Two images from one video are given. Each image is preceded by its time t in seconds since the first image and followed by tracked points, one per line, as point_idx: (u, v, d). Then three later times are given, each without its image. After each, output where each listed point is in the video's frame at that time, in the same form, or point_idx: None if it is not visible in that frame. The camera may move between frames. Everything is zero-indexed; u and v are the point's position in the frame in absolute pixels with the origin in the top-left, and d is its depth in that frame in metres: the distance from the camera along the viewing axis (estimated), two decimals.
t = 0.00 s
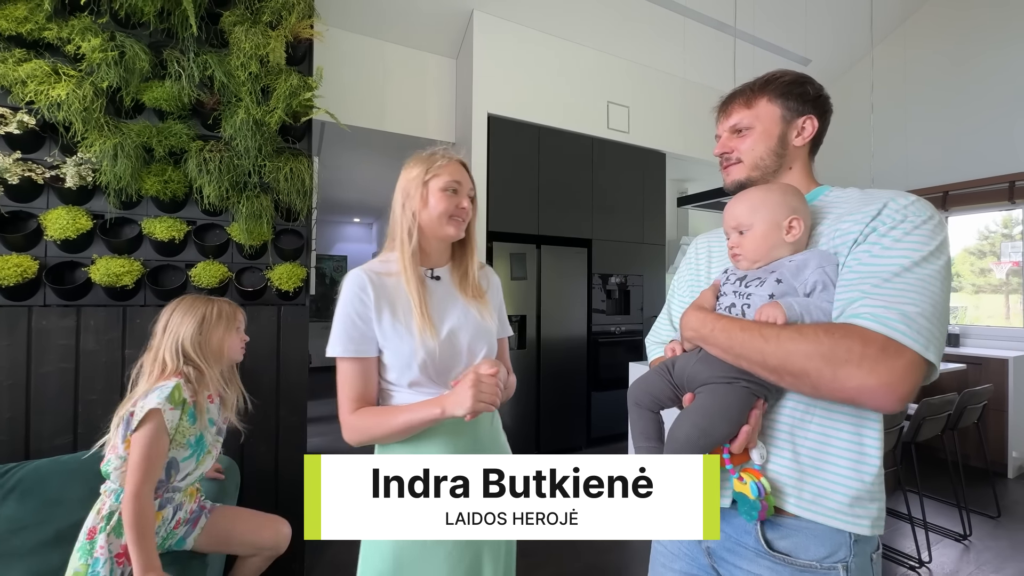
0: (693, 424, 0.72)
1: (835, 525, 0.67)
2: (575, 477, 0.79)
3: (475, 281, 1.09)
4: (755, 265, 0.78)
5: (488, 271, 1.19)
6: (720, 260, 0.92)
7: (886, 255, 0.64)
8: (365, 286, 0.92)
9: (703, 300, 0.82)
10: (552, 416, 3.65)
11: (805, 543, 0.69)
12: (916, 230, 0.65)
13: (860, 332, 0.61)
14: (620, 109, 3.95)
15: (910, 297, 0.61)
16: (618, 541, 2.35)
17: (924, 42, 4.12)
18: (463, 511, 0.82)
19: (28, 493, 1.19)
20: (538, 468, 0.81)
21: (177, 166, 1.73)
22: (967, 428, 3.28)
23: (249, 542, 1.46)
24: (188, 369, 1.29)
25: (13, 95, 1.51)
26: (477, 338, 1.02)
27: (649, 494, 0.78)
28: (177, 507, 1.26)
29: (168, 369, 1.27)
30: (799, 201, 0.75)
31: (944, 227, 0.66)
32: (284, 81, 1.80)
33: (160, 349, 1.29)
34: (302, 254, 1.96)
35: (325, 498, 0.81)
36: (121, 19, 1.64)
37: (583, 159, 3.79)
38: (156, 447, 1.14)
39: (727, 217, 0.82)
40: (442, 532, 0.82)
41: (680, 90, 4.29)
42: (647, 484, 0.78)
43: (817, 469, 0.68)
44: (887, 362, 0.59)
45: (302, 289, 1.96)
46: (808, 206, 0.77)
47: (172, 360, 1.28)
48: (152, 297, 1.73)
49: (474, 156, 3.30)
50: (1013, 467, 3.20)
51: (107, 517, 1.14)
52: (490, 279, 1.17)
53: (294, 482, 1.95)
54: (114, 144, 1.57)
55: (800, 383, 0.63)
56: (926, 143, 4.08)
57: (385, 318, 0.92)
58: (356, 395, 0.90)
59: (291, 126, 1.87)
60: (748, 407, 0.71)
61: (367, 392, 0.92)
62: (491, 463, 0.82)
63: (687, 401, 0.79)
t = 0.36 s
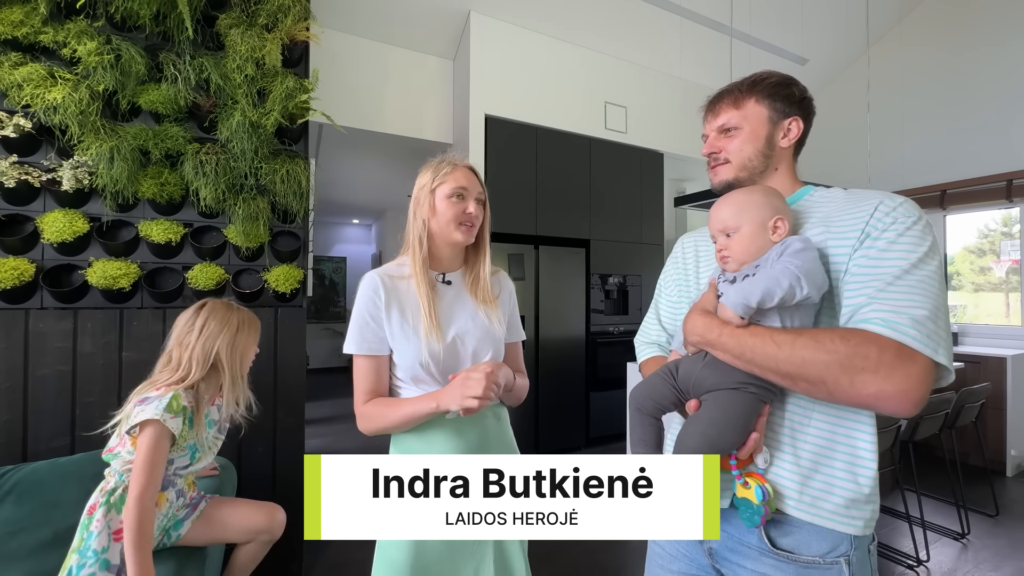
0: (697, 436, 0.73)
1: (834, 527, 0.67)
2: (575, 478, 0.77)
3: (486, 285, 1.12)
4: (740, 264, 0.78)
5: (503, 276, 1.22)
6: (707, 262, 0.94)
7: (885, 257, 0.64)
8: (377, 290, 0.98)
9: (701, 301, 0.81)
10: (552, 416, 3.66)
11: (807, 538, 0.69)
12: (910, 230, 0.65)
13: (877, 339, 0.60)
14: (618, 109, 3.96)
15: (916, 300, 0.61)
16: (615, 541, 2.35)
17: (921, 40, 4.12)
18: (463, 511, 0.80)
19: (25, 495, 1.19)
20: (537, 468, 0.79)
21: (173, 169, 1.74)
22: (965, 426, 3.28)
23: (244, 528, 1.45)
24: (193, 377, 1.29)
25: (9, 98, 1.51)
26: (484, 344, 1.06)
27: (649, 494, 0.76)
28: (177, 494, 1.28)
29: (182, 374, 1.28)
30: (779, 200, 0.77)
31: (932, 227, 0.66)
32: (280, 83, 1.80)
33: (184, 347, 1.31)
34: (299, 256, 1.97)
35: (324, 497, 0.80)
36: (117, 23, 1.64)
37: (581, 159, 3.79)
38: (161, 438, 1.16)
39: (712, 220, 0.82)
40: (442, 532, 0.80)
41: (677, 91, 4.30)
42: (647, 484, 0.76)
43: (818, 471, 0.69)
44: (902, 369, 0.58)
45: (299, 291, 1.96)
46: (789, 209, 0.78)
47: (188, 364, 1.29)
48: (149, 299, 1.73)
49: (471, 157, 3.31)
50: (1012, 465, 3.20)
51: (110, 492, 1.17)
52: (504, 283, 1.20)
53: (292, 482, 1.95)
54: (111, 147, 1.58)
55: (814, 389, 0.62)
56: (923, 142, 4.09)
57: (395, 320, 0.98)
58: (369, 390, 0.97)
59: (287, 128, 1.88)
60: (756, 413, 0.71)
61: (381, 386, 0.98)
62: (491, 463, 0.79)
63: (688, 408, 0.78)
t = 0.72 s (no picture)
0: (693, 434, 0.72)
1: (823, 524, 0.67)
2: (575, 477, 0.76)
3: (484, 283, 1.06)
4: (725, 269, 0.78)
5: (512, 281, 1.15)
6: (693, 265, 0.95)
7: (867, 259, 0.65)
8: (370, 288, 1.06)
9: (690, 303, 0.79)
10: (551, 417, 3.66)
11: (796, 536, 0.69)
12: (890, 233, 0.66)
13: (863, 336, 0.60)
14: (617, 110, 3.96)
15: (900, 299, 0.61)
16: (614, 541, 2.36)
17: (920, 41, 4.11)
18: (463, 511, 0.81)
19: (21, 495, 1.20)
20: (537, 468, 0.79)
21: (171, 171, 1.75)
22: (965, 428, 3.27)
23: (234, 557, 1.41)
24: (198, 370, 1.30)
25: (7, 101, 1.51)
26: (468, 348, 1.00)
27: (649, 494, 0.75)
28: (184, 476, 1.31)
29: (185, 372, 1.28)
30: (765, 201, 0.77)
31: (909, 230, 0.67)
32: (278, 86, 1.81)
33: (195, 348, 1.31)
34: (297, 257, 1.98)
35: (323, 496, 0.81)
36: (115, 26, 1.65)
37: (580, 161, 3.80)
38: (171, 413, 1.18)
39: (703, 224, 0.82)
40: (442, 532, 0.80)
41: (676, 92, 4.31)
42: (647, 484, 0.75)
43: (806, 469, 0.69)
44: (888, 366, 0.59)
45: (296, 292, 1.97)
46: (775, 212, 0.78)
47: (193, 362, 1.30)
48: (147, 300, 1.74)
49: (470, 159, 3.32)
50: (1012, 466, 3.19)
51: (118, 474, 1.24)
52: (508, 288, 1.13)
53: (290, 483, 1.96)
54: (109, 149, 1.59)
55: (804, 386, 0.62)
56: (922, 144, 4.08)
57: (390, 316, 1.04)
58: (367, 378, 1.05)
59: (285, 130, 1.89)
60: (745, 412, 0.72)
61: (381, 376, 1.07)
62: (491, 463, 0.79)
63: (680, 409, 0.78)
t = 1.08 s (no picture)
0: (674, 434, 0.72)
1: (799, 521, 0.68)
2: (575, 477, 0.79)
3: (471, 289, 1.06)
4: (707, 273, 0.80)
5: (505, 284, 1.14)
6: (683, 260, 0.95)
7: (837, 262, 0.67)
8: (365, 293, 1.11)
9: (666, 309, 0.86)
10: (551, 418, 3.66)
11: (773, 531, 0.70)
12: (863, 237, 0.68)
13: (804, 335, 0.64)
14: (617, 112, 3.96)
15: (851, 302, 0.64)
16: (612, 542, 2.36)
17: (923, 41, 4.09)
18: (463, 512, 0.84)
19: (18, 495, 1.21)
20: (537, 469, 0.81)
21: (170, 173, 1.76)
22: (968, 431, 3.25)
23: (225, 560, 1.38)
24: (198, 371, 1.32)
25: (8, 105, 1.53)
26: (448, 348, 1.03)
27: (649, 495, 0.76)
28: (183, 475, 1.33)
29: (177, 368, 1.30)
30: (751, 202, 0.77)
31: (889, 236, 0.68)
32: (276, 89, 1.83)
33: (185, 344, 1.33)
34: (294, 259, 1.98)
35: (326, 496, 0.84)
36: (115, 30, 1.66)
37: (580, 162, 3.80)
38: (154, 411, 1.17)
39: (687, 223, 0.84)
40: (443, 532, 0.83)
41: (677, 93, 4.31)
42: (647, 484, 0.76)
43: (785, 468, 0.69)
44: (823, 363, 0.62)
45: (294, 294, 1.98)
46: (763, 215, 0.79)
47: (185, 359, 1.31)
48: (146, 302, 1.75)
49: (470, 160, 3.33)
50: (1016, 470, 3.15)
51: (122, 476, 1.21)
52: (498, 291, 1.11)
53: (287, 483, 1.97)
54: (108, 152, 1.60)
55: (750, 384, 0.66)
56: (925, 145, 4.06)
57: (379, 317, 1.07)
58: (355, 376, 1.09)
59: (283, 132, 1.90)
60: (721, 410, 0.73)
61: (371, 376, 1.10)
62: (492, 463, 0.82)
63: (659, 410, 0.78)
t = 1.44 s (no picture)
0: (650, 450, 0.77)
1: (771, 525, 0.70)
2: (575, 477, 0.85)
3: (456, 289, 1.04)
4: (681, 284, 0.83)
5: (495, 285, 1.11)
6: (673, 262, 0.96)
7: (794, 278, 0.70)
8: (354, 292, 1.11)
9: (643, 322, 0.91)
10: (552, 421, 3.65)
11: (747, 530, 0.72)
12: (823, 247, 0.69)
13: (772, 370, 0.68)
14: (618, 113, 3.95)
15: (811, 329, 0.67)
16: (610, 546, 2.34)
17: (929, 38, 4.03)
18: (463, 512, 0.92)
19: (14, 495, 1.21)
20: (538, 469, 0.88)
21: (168, 178, 1.78)
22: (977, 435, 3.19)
23: None
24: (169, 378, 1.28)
25: (9, 111, 1.56)
26: (434, 353, 1.02)
27: (649, 494, 0.80)
28: (188, 475, 1.36)
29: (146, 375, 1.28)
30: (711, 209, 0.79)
31: (850, 241, 0.70)
32: (272, 93, 1.85)
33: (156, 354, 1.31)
34: (292, 261, 1.99)
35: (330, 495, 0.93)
36: (114, 37, 1.69)
37: (581, 163, 3.80)
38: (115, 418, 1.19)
39: (647, 234, 0.85)
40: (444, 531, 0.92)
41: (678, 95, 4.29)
42: (646, 484, 0.80)
43: (757, 470, 0.71)
44: (792, 403, 0.66)
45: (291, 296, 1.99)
46: (725, 218, 0.82)
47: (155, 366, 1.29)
48: (143, 304, 1.77)
49: (470, 162, 3.34)
50: None
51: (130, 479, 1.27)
52: (487, 293, 1.09)
53: (284, 486, 1.97)
54: (106, 157, 1.63)
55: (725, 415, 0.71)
56: (932, 145, 4.01)
57: (367, 318, 1.06)
58: (344, 378, 1.09)
59: (279, 136, 1.92)
60: (694, 424, 0.77)
61: (361, 376, 1.10)
62: (491, 463, 0.90)
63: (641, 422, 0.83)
